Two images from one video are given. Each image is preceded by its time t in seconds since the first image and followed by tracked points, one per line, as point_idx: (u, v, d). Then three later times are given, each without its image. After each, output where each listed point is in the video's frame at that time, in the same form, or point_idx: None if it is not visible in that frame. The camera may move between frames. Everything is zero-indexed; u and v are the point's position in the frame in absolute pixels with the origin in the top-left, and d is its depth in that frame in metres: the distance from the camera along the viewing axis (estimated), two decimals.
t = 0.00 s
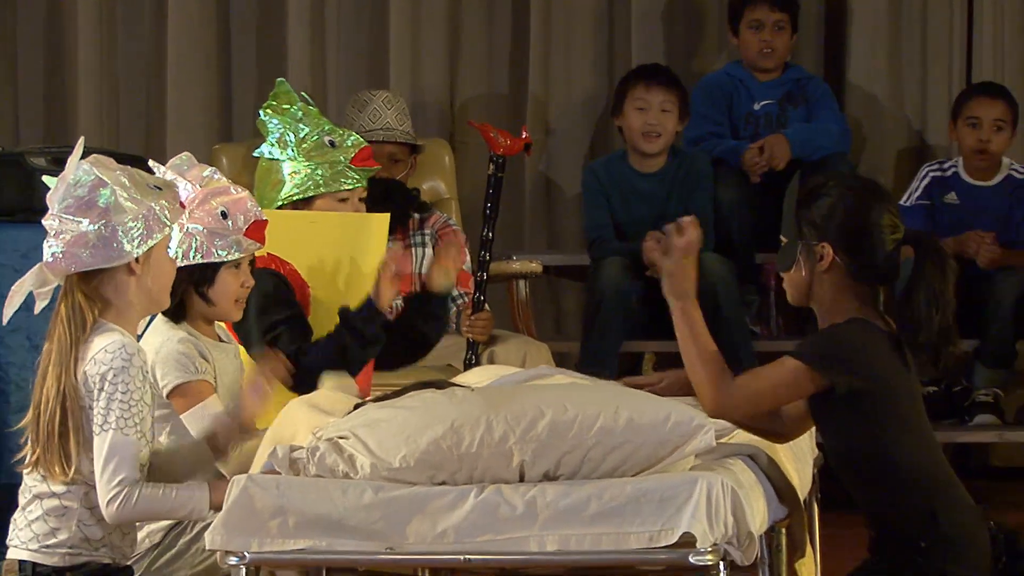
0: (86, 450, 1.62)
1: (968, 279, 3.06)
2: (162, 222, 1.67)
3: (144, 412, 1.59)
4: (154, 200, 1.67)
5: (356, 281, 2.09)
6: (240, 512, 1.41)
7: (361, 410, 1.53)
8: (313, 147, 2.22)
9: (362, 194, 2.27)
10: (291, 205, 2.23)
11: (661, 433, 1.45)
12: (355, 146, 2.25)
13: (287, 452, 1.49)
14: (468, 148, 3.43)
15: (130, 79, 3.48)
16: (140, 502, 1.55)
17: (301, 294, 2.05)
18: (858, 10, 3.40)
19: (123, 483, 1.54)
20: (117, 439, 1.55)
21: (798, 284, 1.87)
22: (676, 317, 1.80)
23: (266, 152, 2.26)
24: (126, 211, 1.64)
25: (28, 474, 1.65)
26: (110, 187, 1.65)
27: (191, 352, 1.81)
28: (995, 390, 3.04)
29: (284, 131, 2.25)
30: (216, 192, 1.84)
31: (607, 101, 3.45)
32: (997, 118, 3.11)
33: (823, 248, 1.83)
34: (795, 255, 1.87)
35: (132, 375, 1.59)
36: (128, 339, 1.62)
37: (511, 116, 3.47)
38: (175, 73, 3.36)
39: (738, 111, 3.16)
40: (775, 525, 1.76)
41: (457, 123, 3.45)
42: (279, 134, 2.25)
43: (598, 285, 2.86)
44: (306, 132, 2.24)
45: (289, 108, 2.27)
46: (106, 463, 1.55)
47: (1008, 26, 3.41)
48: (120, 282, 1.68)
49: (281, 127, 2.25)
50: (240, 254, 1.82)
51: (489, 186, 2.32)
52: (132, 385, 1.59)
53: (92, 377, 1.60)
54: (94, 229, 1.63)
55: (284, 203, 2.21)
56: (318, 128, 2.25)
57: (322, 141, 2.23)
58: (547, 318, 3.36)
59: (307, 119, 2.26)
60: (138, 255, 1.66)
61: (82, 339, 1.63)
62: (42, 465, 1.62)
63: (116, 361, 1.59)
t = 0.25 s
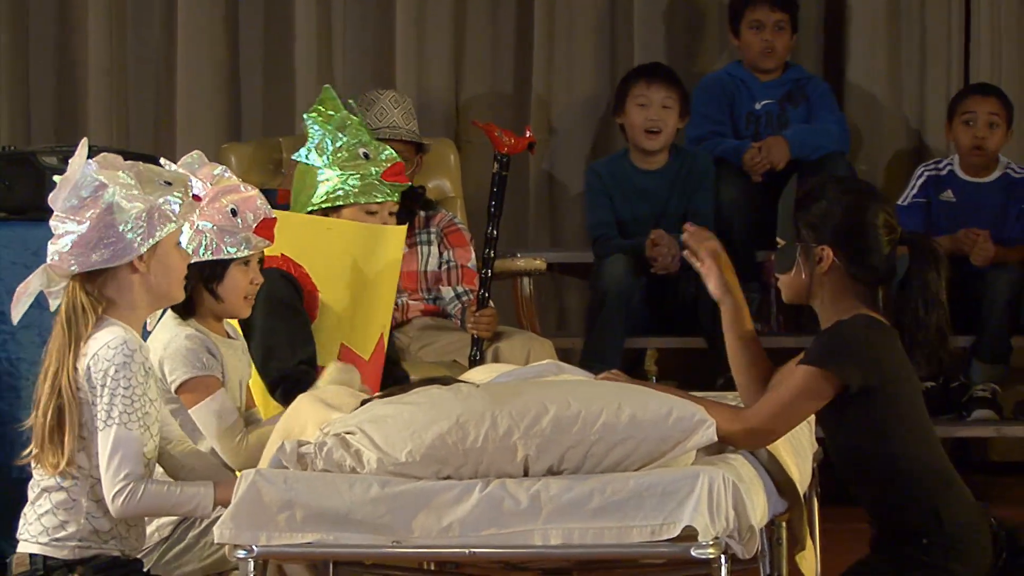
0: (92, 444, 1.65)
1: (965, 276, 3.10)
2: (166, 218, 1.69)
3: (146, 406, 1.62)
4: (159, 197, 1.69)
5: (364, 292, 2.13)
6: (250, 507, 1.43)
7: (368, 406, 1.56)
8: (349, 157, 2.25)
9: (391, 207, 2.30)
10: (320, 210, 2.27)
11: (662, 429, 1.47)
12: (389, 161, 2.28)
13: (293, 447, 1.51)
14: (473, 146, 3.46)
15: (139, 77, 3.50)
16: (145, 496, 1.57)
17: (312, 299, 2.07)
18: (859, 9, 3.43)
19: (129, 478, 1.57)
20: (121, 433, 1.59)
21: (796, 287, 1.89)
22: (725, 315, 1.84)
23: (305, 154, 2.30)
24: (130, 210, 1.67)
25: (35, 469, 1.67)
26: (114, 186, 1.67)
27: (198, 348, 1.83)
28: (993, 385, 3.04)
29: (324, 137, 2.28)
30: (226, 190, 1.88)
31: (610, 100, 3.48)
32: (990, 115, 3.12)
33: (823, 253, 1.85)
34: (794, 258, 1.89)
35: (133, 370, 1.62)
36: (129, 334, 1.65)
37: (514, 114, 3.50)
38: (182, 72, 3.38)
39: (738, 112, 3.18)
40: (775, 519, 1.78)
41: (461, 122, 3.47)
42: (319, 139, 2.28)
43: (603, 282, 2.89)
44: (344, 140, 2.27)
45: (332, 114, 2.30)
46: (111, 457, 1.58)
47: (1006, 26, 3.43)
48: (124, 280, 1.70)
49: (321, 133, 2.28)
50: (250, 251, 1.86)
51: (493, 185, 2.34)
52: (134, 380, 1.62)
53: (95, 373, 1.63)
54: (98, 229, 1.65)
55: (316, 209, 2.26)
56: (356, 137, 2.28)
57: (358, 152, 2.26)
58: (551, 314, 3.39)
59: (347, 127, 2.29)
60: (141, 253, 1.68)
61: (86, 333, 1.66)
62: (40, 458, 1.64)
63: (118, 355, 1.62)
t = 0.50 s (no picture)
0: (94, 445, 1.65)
1: (965, 276, 3.10)
2: (169, 221, 1.68)
3: (150, 411, 1.62)
4: (163, 200, 1.69)
5: (379, 302, 2.03)
6: (252, 507, 1.43)
7: (370, 406, 1.56)
8: (373, 167, 2.18)
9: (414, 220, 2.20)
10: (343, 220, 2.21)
11: (665, 429, 1.47)
12: (413, 174, 2.18)
13: (297, 448, 1.51)
14: (475, 147, 3.46)
15: (142, 78, 3.51)
16: (146, 502, 1.57)
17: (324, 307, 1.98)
18: (860, 10, 3.43)
19: (133, 483, 1.57)
20: (124, 438, 1.59)
21: (797, 287, 1.89)
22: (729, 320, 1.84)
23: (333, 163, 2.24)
24: (133, 212, 1.66)
25: (38, 470, 1.66)
26: (117, 188, 1.67)
27: (202, 349, 1.84)
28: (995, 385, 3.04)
29: (352, 146, 2.21)
30: (230, 190, 1.89)
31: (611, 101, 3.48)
32: (990, 117, 3.13)
33: (825, 253, 1.85)
34: (795, 258, 1.89)
35: (138, 374, 1.61)
36: (133, 337, 1.65)
37: (515, 115, 3.50)
38: (185, 73, 3.38)
39: (739, 112, 3.19)
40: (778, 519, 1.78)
41: (464, 123, 3.47)
42: (348, 148, 2.22)
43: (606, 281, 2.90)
44: (371, 151, 2.20)
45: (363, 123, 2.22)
46: (114, 461, 1.58)
47: (1007, 25, 3.43)
48: (126, 282, 1.70)
49: (351, 142, 2.22)
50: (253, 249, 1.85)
51: (495, 185, 2.34)
52: (138, 385, 1.62)
53: (98, 377, 1.63)
54: (100, 230, 1.65)
55: (337, 218, 2.19)
56: (383, 148, 2.20)
57: (382, 163, 2.18)
58: (553, 315, 3.39)
59: (376, 137, 2.21)
60: (143, 255, 1.68)
61: (89, 336, 1.66)
62: (42, 459, 1.64)
63: (122, 360, 1.62)
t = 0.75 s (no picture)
0: (97, 447, 1.65)
1: (966, 276, 3.10)
2: (171, 223, 1.68)
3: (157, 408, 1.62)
4: (163, 201, 1.69)
5: (388, 301, 2.01)
6: (254, 507, 1.43)
7: (371, 406, 1.55)
8: (382, 170, 2.19)
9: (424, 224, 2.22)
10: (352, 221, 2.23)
11: (667, 429, 1.47)
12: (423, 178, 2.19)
13: (299, 448, 1.51)
14: (476, 148, 3.46)
15: (143, 79, 3.51)
16: (155, 493, 1.56)
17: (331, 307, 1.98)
18: (860, 11, 3.43)
19: (139, 475, 1.56)
20: (134, 433, 1.58)
21: (801, 288, 1.88)
22: (744, 312, 1.84)
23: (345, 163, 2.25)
24: (135, 215, 1.66)
25: (41, 473, 1.67)
26: (118, 191, 1.67)
27: (204, 351, 1.84)
28: (997, 386, 3.04)
29: (362, 147, 2.22)
30: (231, 190, 1.87)
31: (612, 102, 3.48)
32: (992, 118, 3.13)
33: (829, 254, 1.85)
34: (798, 259, 1.88)
35: (146, 370, 1.61)
36: (140, 335, 1.65)
37: (516, 116, 3.50)
38: (187, 75, 3.39)
39: (739, 113, 3.19)
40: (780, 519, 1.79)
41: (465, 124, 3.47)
42: (359, 149, 2.22)
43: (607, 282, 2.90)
44: (381, 154, 2.21)
45: (374, 125, 2.22)
46: (123, 455, 1.57)
47: (1007, 25, 3.43)
48: (129, 283, 1.70)
49: (361, 143, 2.22)
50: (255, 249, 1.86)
51: (496, 186, 2.34)
52: (146, 381, 1.61)
53: (105, 375, 1.62)
54: (102, 234, 1.65)
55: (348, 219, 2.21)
56: (394, 151, 2.21)
57: (392, 166, 2.19)
58: (556, 315, 3.39)
59: (386, 140, 2.22)
60: (146, 258, 1.68)
61: (95, 336, 1.65)
62: (48, 461, 1.65)
63: (129, 357, 1.62)
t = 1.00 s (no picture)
0: (94, 446, 1.65)
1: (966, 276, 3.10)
2: (172, 223, 1.68)
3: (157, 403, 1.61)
4: (166, 201, 1.69)
5: (388, 294, 1.94)
6: (252, 507, 1.43)
7: (370, 406, 1.55)
8: (365, 154, 2.16)
9: (412, 205, 2.20)
10: (342, 211, 2.19)
11: (667, 429, 1.47)
12: (406, 157, 2.17)
13: (298, 447, 1.51)
14: (476, 147, 3.46)
15: (143, 79, 3.51)
16: (179, 482, 1.56)
17: (328, 301, 1.92)
18: (859, 11, 3.43)
19: (160, 468, 1.56)
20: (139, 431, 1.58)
21: (807, 285, 1.88)
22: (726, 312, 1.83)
23: (326, 156, 2.21)
24: (137, 213, 1.66)
25: (38, 472, 1.67)
26: (121, 189, 1.67)
27: (203, 347, 1.84)
28: (997, 386, 3.04)
29: (343, 135, 2.19)
30: (228, 189, 1.88)
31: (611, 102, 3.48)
32: (989, 119, 3.12)
33: (837, 252, 1.84)
34: (808, 256, 1.88)
35: (142, 367, 1.61)
36: (133, 333, 1.64)
37: (516, 116, 3.50)
38: (187, 74, 3.39)
39: (739, 113, 3.18)
40: (779, 519, 1.79)
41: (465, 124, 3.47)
42: (338, 137, 2.19)
43: (607, 282, 2.90)
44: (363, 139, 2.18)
45: (350, 110, 2.20)
46: (138, 449, 1.57)
47: (1007, 25, 3.43)
48: (127, 283, 1.70)
49: (341, 131, 2.19)
50: (252, 248, 1.86)
51: (496, 186, 2.34)
52: (144, 378, 1.61)
53: (100, 375, 1.62)
54: (103, 231, 1.65)
55: (336, 208, 2.17)
56: (375, 135, 2.18)
57: (375, 149, 2.16)
58: (556, 316, 3.39)
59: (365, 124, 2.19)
60: (145, 257, 1.68)
61: (90, 336, 1.65)
62: (40, 459, 1.65)
63: (124, 356, 1.61)
